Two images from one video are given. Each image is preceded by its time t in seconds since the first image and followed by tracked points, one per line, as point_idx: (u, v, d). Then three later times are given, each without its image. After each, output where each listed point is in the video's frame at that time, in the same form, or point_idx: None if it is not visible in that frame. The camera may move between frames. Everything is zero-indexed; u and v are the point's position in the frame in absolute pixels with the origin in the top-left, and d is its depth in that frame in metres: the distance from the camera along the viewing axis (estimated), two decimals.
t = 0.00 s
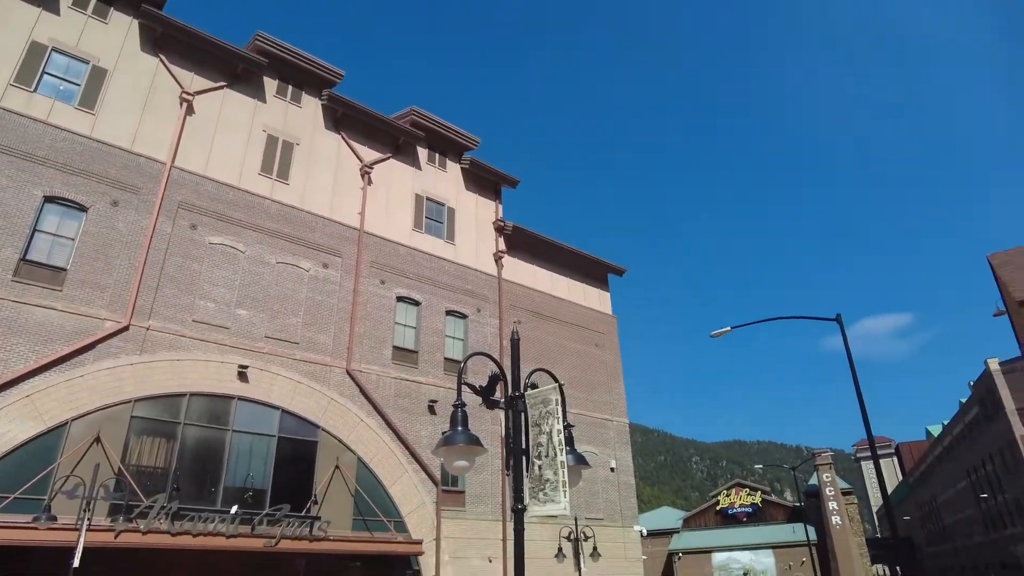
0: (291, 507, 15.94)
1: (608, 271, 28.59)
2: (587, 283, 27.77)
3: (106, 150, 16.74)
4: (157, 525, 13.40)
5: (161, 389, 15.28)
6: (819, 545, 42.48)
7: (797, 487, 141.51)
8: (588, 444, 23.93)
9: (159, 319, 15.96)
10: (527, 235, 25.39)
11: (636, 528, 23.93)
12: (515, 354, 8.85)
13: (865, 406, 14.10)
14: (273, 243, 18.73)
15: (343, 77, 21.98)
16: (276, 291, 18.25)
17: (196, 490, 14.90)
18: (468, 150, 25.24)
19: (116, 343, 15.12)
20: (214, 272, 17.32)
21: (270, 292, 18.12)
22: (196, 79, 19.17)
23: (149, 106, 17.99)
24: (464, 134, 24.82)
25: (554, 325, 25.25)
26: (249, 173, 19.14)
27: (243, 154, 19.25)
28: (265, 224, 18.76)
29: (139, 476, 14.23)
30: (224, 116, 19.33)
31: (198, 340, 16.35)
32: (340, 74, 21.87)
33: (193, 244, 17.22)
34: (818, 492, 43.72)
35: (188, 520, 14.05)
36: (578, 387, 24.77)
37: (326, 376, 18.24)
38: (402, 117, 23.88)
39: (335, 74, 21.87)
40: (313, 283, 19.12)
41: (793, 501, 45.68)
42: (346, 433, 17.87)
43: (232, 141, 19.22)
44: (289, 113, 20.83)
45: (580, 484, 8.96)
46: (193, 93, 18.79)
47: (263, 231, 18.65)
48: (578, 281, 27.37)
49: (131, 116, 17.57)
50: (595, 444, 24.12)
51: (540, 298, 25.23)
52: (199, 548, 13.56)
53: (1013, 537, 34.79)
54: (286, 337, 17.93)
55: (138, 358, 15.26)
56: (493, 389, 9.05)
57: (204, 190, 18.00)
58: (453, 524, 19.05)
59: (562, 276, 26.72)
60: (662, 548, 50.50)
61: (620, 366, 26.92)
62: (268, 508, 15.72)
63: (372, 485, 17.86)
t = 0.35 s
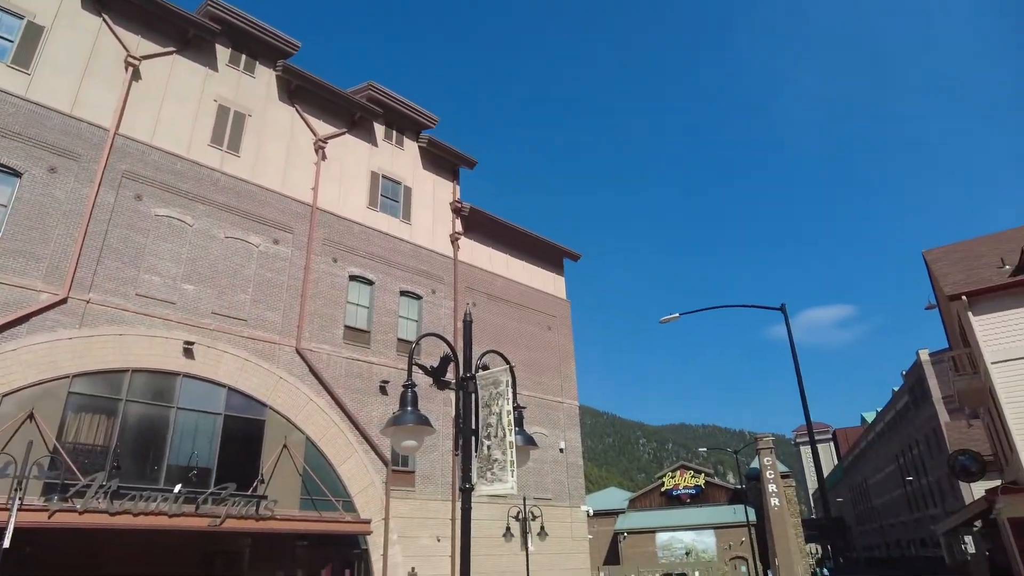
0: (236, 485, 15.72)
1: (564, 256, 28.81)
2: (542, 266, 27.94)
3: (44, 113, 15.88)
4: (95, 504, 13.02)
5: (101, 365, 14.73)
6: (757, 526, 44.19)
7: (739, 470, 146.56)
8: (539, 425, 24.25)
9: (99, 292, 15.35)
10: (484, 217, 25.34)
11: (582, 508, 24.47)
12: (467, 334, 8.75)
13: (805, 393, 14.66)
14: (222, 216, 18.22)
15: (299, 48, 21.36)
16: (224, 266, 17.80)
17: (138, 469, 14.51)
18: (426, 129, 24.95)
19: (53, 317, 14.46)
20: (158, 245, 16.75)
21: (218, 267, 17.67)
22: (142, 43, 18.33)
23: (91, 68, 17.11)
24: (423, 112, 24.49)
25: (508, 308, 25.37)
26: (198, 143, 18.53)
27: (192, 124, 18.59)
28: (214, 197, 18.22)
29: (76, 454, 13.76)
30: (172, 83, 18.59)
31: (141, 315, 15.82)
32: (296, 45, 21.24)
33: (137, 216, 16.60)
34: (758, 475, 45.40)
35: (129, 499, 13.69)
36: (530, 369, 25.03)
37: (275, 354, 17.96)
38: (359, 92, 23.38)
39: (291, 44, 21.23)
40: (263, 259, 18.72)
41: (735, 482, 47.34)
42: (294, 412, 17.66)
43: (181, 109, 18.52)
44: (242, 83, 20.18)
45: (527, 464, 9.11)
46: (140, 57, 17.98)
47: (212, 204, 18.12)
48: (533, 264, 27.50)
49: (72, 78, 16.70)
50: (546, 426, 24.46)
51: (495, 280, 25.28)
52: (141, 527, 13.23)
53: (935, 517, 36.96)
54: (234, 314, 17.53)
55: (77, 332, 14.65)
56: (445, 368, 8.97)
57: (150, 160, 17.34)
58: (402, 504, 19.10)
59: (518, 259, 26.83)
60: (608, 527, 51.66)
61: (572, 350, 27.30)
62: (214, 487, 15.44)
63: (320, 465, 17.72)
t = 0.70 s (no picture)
0: (188, 464, 15.46)
1: (525, 238, 28.90)
2: (504, 249, 27.98)
3: None
4: (37, 483, 12.57)
5: (45, 340, 14.15)
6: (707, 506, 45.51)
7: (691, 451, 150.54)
8: (497, 407, 24.42)
9: (43, 265, 14.66)
10: (446, 197, 25.19)
11: (538, 488, 24.84)
12: (425, 315, 8.60)
13: (755, 378, 15.08)
14: (175, 189, 17.68)
15: (258, 17, 20.70)
16: (176, 240, 17.31)
17: (84, 447, 14.11)
18: (388, 106, 24.59)
19: None
20: (107, 217, 16.13)
21: (170, 242, 17.16)
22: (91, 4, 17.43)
23: (34, 28, 16.20)
24: (385, 88, 24.11)
25: (468, 290, 25.37)
26: (150, 112, 17.88)
27: (143, 92, 17.89)
28: (166, 169, 17.64)
29: (18, 432, 13.26)
30: (123, 48, 17.81)
31: (88, 290, 15.24)
32: (255, 14, 20.57)
33: (85, 185, 15.92)
34: (709, 457, 46.66)
35: (74, 479, 13.30)
36: (489, 351, 25.15)
37: (229, 332, 17.62)
38: (320, 65, 22.84)
39: (250, 13, 20.55)
40: (217, 234, 18.27)
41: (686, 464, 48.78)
42: (249, 390, 17.41)
43: (132, 76, 17.79)
44: (197, 51, 19.49)
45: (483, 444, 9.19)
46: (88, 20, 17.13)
47: (164, 176, 17.55)
48: (494, 246, 27.51)
49: (13, 37, 15.79)
50: (503, 407, 24.66)
51: (456, 262, 25.22)
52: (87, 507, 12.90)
53: (873, 498, 38.68)
54: (187, 290, 17.10)
55: (20, 306, 13.97)
56: (403, 348, 8.80)
57: (99, 128, 16.63)
58: (357, 484, 19.08)
59: (479, 241, 26.79)
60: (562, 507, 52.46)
61: (531, 332, 27.52)
62: (164, 466, 15.14)
63: (275, 444, 17.55)
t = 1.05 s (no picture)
0: (139, 443, 15.13)
1: (488, 221, 28.83)
2: (467, 230, 27.87)
3: None
4: None
5: None
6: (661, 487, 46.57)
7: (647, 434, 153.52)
8: (456, 388, 24.46)
9: None
10: (409, 177, 24.91)
11: (496, 468, 25.04)
12: (385, 295, 8.46)
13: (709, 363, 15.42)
14: (127, 160, 17.08)
15: None
16: (128, 214, 16.75)
17: (27, 426, 13.64)
18: (352, 81, 24.13)
19: None
20: (54, 187, 15.47)
21: (122, 215, 16.59)
22: None
23: None
24: (349, 63, 23.61)
25: (430, 271, 25.23)
26: (101, 79, 17.17)
27: (94, 57, 17.16)
28: (117, 139, 17.00)
29: None
30: (72, 10, 17.01)
31: (33, 263, 14.62)
32: None
33: (30, 153, 15.20)
34: (665, 440, 47.65)
35: (17, 457, 12.86)
36: (450, 332, 25.12)
37: (183, 309, 17.21)
38: (281, 36, 22.22)
39: None
40: (172, 208, 17.75)
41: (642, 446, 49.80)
42: (203, 368, 17.07)
43: (81, 40, 17.02)
44: (152, 17, 18.74)
45: (440, 424, 9.22)
46: None
47: (115, 147, 16.91)
48: (457, 228, 27.37)
49: None
50: (463, 389, 24.71)
51: (418, 243, 25.02)
52: (30, 488, 12.46)
53: (819, 481, 40.14)
54: (140, 265, 16.60)
55: None
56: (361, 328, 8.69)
57: (46, 93, 15.88)
58: (314, 464, 18.93)
59: (442, 222, 26.64)
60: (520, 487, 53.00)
61: (492, 314, 27.56)
62: (114, 444, 14.79)
63: (230, 423, 17.31)
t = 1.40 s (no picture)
0: (84, 422, 14.73)
1: (449, 201, 28.66)
2: (427, 210, 27.64)
3: None
4: None
5: None
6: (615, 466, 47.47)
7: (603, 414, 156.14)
8: (414, 367, 24.42)
9: None
10: (369, 154, 24.52)
11: (452, 448, 25.18)
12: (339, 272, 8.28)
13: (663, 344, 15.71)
14: (71, 128, 16.36)
15: None
16: (73, 185, 16.08)
17: None
18: (310, 53, 23.50)
19: None
20: None
21: (66, 185, 15.92)
22: None
23: None
24: (308, 34, 22.97)
25: (389, 250, 25.00)
26: (42, 42, 16.35)
27: (35, 19, 16.31)
28: (61, 106, 16.24)
29: None
30: None
31: None
32: None
33: None
34: (620, 420, 48.49)
35: None
36: (408, 312, 25.01)
37: (132, 284, 16.68)
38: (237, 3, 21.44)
39: None
40: (119, 180, 17.12)
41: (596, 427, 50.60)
42: (153, 346, 16.63)
43: None
44: None
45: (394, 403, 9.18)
46: None
47: (59, 114, 16.16)
48: (417, 207, 27.13)
49: None
50: (421, 368, 24.70)
51: (377, 221, 24.74)
52: None
53: (767, 460, 41.55)
54: (85, 238, 15.99)
55: None
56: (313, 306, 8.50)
57: None
58: (268, 443, 18.72)
59: (402, 201, 26.36)
60: (477, 465, 53.28)
61: (451, 294, 27.52)
62: (57, 424, 14.35)
63: (180, 401, 16.95)
